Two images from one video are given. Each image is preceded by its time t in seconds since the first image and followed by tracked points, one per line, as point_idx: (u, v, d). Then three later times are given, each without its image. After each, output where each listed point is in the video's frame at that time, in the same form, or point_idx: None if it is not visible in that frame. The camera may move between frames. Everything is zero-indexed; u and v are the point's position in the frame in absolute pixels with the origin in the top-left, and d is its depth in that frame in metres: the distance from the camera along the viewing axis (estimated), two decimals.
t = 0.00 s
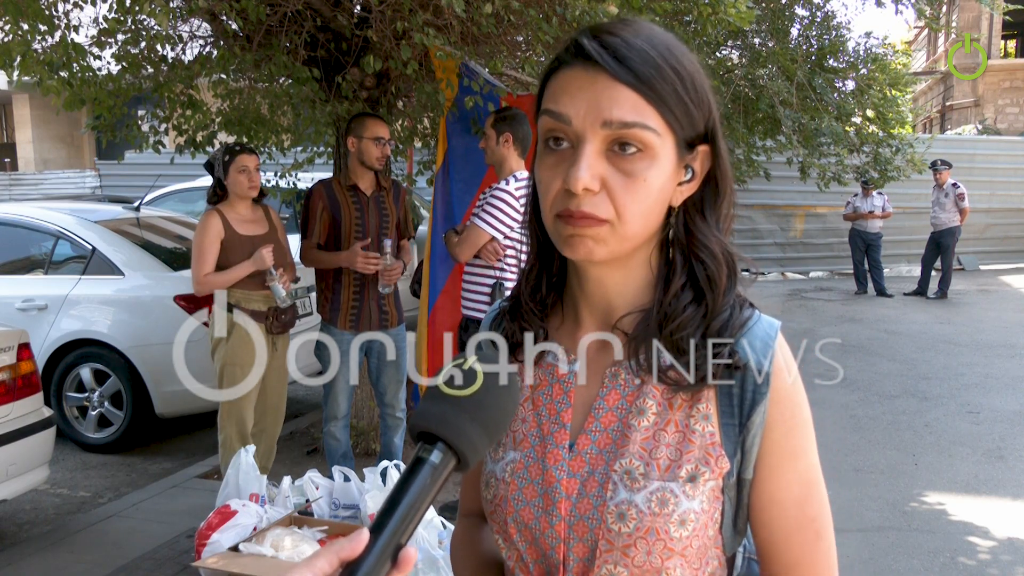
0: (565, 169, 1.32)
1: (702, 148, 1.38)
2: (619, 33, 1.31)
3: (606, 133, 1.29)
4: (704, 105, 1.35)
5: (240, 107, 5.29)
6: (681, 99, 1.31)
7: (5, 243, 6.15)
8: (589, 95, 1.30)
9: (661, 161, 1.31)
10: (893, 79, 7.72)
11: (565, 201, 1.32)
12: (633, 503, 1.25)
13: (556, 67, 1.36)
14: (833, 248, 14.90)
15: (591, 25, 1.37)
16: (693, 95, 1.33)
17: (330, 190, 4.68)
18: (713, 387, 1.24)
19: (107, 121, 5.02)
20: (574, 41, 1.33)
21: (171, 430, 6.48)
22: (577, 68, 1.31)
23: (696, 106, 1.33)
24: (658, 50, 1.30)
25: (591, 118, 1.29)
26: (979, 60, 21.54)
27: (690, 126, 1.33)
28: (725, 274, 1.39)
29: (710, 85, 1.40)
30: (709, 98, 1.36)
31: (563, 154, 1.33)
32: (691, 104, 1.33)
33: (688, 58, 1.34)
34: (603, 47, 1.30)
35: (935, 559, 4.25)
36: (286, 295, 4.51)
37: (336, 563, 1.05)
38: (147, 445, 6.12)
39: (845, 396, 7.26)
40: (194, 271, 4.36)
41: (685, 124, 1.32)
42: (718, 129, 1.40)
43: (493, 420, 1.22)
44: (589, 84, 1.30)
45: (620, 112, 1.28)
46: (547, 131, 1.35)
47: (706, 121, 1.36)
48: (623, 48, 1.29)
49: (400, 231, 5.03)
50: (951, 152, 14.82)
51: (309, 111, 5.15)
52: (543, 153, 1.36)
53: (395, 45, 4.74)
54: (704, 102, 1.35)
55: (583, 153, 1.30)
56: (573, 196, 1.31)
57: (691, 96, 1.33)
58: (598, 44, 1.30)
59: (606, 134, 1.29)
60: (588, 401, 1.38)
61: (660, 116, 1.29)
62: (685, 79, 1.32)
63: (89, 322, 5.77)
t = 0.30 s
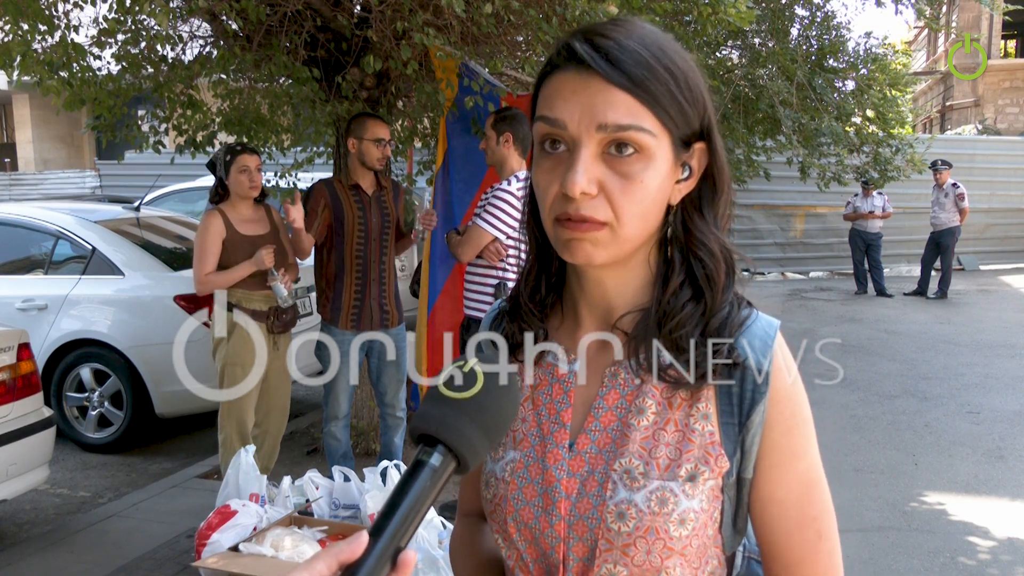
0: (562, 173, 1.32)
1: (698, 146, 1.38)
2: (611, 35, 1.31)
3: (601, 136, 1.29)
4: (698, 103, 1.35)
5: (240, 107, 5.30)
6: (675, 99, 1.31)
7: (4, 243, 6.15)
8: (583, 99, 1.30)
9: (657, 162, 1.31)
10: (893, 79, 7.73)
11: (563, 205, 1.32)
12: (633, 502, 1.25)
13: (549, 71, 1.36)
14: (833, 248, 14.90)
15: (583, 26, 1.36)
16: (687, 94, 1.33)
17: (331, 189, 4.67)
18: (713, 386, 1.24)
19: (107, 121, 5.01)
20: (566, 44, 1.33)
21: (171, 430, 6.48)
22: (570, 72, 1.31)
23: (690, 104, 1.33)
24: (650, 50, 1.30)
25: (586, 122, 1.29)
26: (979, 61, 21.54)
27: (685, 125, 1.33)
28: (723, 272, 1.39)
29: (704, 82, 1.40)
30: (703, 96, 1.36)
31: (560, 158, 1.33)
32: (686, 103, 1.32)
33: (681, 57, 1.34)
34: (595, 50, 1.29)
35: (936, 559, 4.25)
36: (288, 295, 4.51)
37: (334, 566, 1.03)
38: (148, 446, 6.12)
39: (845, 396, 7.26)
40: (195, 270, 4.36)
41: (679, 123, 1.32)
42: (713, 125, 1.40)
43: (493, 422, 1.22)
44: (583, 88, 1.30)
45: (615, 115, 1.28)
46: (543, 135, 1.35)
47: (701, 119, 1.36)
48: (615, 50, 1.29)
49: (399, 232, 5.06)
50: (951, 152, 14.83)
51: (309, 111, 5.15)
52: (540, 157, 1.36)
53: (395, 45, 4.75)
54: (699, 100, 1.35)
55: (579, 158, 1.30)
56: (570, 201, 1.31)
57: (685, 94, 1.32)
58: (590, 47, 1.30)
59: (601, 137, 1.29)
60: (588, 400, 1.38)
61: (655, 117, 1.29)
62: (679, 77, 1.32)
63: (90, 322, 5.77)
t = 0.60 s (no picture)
0: (559, 173, 1.32)
1: (697, 143, 1.38)
2: (606, 34, 1.31)
3: (597, 136, 1.29)
4: (696, 100, 1.35)
5: (240, 107, 5.30)
6: (672, 96, 1.31)
7: (4, 243, 6.15)
8: (579, 100, 1.30)
9: (655, 160, 1.31)
10: (893, 79, 7.72)
11: (561, 205, 1.32)
12: (638, 502, 1.24)
13: (545, 72, 1.36)
14: (833, 248, 14.91)
15: (578, 26, 1.36)
16: (684, 91, 1.33)
17: (331, 190, 4.67)
18: (716, 386, 1.25)
19: (107, 121, 5.01)
20: (560, 45, 1.33)
21: (171, 430, 6.48)
22: (566, 73, 1.31)
23: (687, 101, 1.33)
24: (646, 49, 1.30)
25: (582, 122, 1.29)
26: (979, 61, 21.54)
27: (682, 123, 1.33)
28: (723, 270, 1.39)
29: (702, 79, 1.40)
30: (701, 93, 1.36)
31: (557, 159, 1.33)
32: (683, 100, 1.32)
33: (677, 55, 1.34)
34: (590, 51, 1.29)
35: (936, 559, 4.25)
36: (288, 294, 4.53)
37: (331, 568, 1.02)
38: (148, 446, 6.12)
39: (845, 396, 7.26)
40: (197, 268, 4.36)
41: (677, 121, 1.32)
42: (712, 122, 1.39)
43: (491, 425, 1.22)
44: (578, 88, 1.30)
45: (610, 115, 1.28)
46: (540, 136, 1.35)
47: (699, 116, 1.36)
48: (610, 49, 1.29)
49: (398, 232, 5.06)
50: (951, 152, 14.83)
51: (309, 111, 5.14)
52: (537, 158, 1.37)
53: (395, 45, 4.75)
54: (696, 97, 1.35)
55: (576, 158, 1.30)
56: (568, 201, 1.31)
57: (682, 92, 1.32)
58: (584, 47, 1.30)
59: (597, 137, 1.29)
60: (592, 400, 1.38)
61: (651, 116, 1.29)
62: (675, 75, 1.31)
63: (90, 322, 5.76)
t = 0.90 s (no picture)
0: (560, 172, 1.32)
1: (698, 141, 1.37)
2: (605, 33, 1.31)
3: (597, 133, 1.29)
4: (696, 97, 1.35)
5: (240, 107, 5.30)
6: (672, 94, 1.31)
7: (4, 243, 6.15)
8: (578, 98, 1.30)
9: (655, 157, 1.31)
10: (893, 79, 7.72)
11: (562, 204, 1.32)
12: (646, 500, 1.25)
13: (545, 71, 1.36)
14: (833, 248, 14.90)
15: (578, 26, 1.36)
16: (683, 88, 1.33)
17: (328, 191, 4.69)
18: (720, 384, 1.25)
19: (107, 121, 5.01)
20: (559, 44, 1.33)
21: (171, 431, 6.48)
22: (566, 71, 1.31)
23: (686, 98, 1.33)
24: (645, 47, 1.30)
25: (582, 120, 1.29)
26: (979, 61, 21.54)
27: (683, 120, 1.33)
28: (726, 268, 1.39)
29: (702, 77, 1.40)
30: (701, 91, 1.36)
31: (558, 158, 1.33)
32: (683, 97, 1.32)
33: (676, 53, 1.34)
34: (589, 49, 1.29)
35: (936, 559, 4.25)
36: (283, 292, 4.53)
37: (329, 569, 1.04)
38: (148, 446, 6.12)
39: (845, 396, 7.26)
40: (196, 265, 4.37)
41: (677, 118, 1.32)
42: (712, 120, 1.39)
43: (491, 427, 1.22)
44: (577, 87, 1.30)
45: (610, 112, 1.28)
46: (541, 135, 1.35)
47: (699, 114, 1.36)
48: (609, 48, 1.29)
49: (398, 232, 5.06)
50: (951, 152, 14.83)
51: (309, 111, 5.15)
52: (537, 157, 1.37)
53: (395, 45, 4.75)
54: (696, 95, 1.35)
55: (576, 156, 1.30)
56: (569, 199, 1.31)
57: (681, 90, 1.32)
58: (583, 46, 1.30)
59: (597, 134, 1.29)
60: (598, 399, 1.38)
61: (650, 112, 1.29)
62: (675, 74, 1.32)
63: (90, 322, 5.76)
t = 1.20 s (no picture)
0: (565, 172, 1.32)
1: (701, 138, 1.38)
2: (606, 32, 1.31)
3: (601, 132, 1.29)
4: (698, 95, 1.35)
5: (240, 107, 5.31)
6: (674, 91, 1.31)
7: (4, 243, 6.15)
8: (581, 97, 1.30)
9: (660, 154, 1.31)
10: (893, 79, 7.72)
11: (568, 204, 1.32)
12: (659, 498, 1.25)
13: (547, 72, 1.36)
14: (833, 248, 14.91)
15: (578, 26, 1.37)
16: (685, 85, 1.33)
17: (327, 192, 4.66)
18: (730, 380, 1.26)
19: (107, 121, 5.01)
20: (561, 45, 1.34)
21: (171, 431, 6.48)
22: (568, 71, 1.31)
23: (689, 95, 1.33)
24: (646, 46, 1.31)
25: (586, 119, 1.29)
26: (979, 61, 21.54)
27: (686, 117, 1.33)
28: (731, 265, 1.39)
29: (702, 74, 1.40)
30: (702, 88, 1.36)
31: (562, 159, 1.33)
32: (685, 94, 1.33)
33: (677, 50, 1.34)
34: (590, 49, 1.30)
35: (935, 559, 4.25)
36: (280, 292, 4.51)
37: (331, 569, 1.06)
38: (148, 446, 6.12)
39: (845, 396, 7.26)
40: (194, 265, 4.37)
41: (680, 115, 1.32)
42: (714, 117, 1.39)
43: (492, 426, 1.22)
44: (581, 86, 1.30)
45: (614, 110, 1.28)
46: (544, 137, 1.35)
47: (702, 111, 1.37)
48: (611, 47, 1.29)
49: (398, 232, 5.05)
50: (951, 152, 14.83)
51: (309, 111, 5.16)
52: (542, 158, 1.37)
53: (395, 45, 4.75)
54: (698, 92, 1.35)
55: (581, 155, 1.30)
56: (575, 199, 1.30)
57: (683, 87, 1.32)
58: (585, 46, 1.30)
59: (601, 133, 1.29)
60: (607, 399, 1.38)
61: (654, 110, 1.29)
62: (676, 71, 1.32)
63: (90, 322, 5.77)
